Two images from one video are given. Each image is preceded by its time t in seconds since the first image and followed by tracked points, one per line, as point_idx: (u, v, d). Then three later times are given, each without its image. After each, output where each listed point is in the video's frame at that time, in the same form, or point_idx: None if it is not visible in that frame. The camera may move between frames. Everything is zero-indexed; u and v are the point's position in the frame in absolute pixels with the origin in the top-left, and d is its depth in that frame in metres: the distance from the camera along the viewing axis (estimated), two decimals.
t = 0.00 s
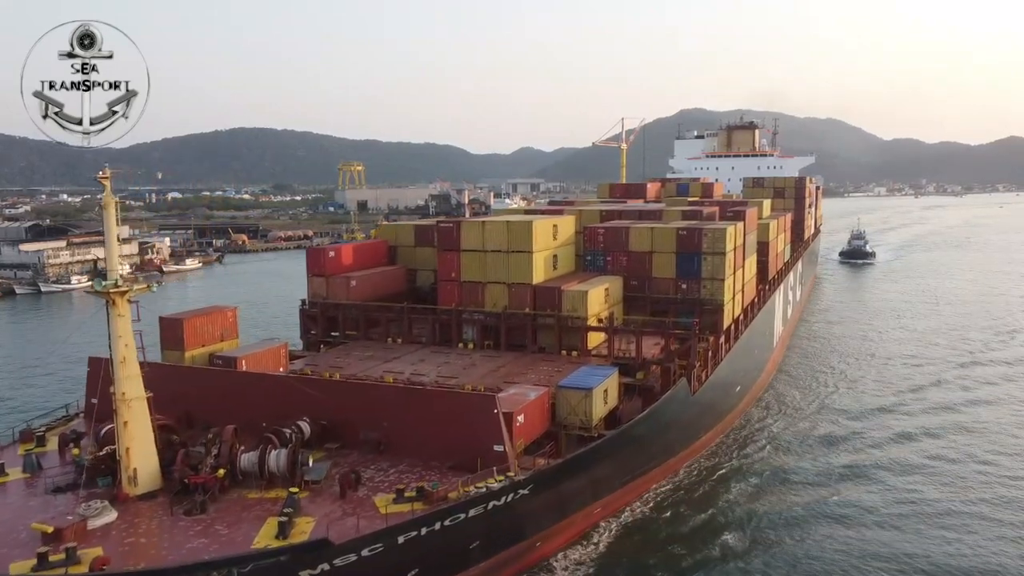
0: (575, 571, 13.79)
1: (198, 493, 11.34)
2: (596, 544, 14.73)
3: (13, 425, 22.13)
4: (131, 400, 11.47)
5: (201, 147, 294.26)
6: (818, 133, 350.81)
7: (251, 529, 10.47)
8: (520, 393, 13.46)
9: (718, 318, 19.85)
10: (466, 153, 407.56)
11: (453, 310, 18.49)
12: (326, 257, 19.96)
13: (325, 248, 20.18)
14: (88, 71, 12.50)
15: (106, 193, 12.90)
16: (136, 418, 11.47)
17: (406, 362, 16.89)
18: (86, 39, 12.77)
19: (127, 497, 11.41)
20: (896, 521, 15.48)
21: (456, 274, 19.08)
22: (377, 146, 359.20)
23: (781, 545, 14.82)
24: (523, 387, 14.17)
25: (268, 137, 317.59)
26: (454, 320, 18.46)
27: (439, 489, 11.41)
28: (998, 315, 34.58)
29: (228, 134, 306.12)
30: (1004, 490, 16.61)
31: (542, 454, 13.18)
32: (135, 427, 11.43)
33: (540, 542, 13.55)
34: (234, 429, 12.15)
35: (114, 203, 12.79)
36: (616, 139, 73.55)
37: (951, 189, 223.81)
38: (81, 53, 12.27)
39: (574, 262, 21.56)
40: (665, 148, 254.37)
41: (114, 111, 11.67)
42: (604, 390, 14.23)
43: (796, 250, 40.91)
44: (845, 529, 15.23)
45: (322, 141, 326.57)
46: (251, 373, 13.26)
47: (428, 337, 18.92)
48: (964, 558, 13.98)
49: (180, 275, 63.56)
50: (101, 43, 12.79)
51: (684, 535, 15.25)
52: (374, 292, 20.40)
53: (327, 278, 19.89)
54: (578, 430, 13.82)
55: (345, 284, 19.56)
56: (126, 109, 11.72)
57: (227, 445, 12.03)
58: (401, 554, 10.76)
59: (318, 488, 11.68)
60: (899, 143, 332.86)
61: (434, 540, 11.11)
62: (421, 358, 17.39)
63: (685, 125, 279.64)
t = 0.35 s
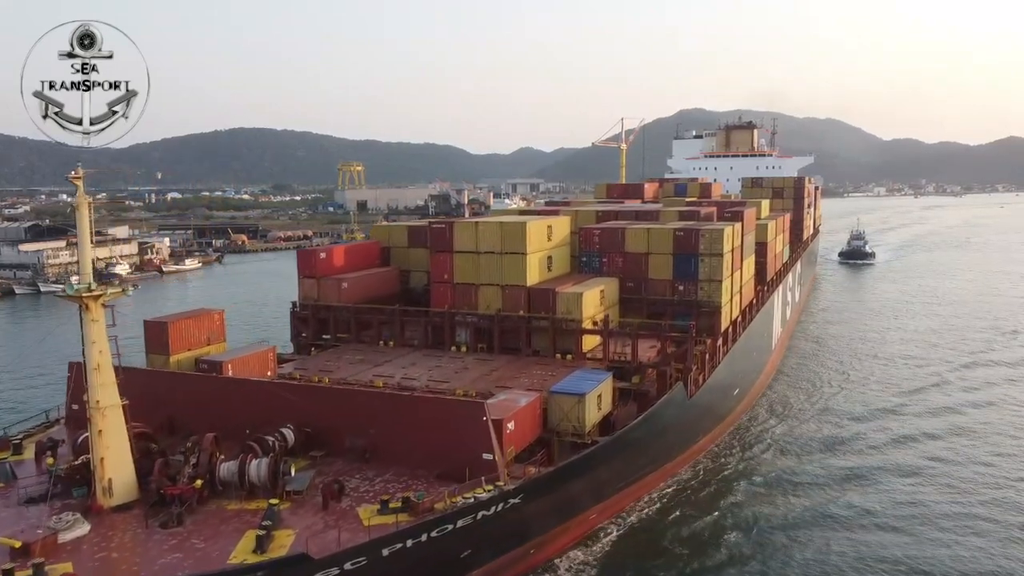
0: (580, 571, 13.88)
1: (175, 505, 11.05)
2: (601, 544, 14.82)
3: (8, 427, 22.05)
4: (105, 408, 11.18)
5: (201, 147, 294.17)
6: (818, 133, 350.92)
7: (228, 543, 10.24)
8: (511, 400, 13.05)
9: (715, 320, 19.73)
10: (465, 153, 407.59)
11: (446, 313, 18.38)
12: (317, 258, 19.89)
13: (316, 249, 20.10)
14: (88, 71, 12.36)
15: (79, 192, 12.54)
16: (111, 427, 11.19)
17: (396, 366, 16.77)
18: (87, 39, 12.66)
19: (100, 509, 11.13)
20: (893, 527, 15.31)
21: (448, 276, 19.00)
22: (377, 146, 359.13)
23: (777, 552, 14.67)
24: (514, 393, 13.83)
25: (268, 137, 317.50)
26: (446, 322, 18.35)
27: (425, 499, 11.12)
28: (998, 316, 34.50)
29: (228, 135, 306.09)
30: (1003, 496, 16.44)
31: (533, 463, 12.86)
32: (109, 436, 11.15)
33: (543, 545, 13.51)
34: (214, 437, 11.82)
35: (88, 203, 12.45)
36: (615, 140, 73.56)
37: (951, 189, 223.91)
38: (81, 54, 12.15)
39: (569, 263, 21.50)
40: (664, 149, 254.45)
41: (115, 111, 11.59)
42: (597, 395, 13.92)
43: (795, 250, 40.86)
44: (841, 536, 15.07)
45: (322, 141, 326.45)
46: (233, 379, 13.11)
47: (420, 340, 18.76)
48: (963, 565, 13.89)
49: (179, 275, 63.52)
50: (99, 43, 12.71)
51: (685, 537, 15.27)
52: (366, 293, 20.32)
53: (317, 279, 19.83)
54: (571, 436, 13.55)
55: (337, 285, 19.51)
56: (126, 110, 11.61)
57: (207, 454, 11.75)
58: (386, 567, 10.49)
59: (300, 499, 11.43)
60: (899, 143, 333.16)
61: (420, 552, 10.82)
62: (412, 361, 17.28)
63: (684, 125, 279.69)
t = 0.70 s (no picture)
0: (583, 570, 13.97)
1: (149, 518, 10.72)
2: (604, 543, 14.91)
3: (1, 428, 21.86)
4: (78, 417, 10.80)
5: (201, 146, 294.00)
6: (817, 134, 350.93)
7: (204, 558, 9.93)
8: (502, 406, 12.86)
9: (713, 322, 19.63)
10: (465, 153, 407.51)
11: (438, 316, 18.28)
12: (307, 260, 19.81)
13: (307, 251, 20.02)
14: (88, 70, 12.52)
15: (46, 192, 12.05)
16: (84, 437, 10.83)
17: (387, 371, 16.61)
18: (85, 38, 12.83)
19: (74, 521, 10.79)
20: (888, 534, 15.13)
21: (441, 278, 18.89)
22: (376, 146, 359.00)
23: (777, 559, 14.50)
24: (504, 399, 13.56)
25: (268, 137, 317.43)
26: (439, 324, 18.25)
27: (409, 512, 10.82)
28: (998, 316, 34.38)
29: (228, 135, 305.98)
30: (1001, 501, 16.27)
31: (524, 471, 12.64)
32: (82, 445, 10.79)
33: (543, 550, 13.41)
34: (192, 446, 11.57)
35: (56, 203, 11.98)
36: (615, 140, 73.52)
37: (950, 189, 224.06)
38: (81, 54, 12.41)
39: (564, 265, 21.39)
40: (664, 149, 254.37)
41: (115, 111, 12.05)
42: (589, 402, 13.68)
43: (794, 251, 40.79)
44: (836, 543, 14.87)
45: (322, 141, 326.29)
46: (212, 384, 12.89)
47: (412, 343, 18.65)
48: (965, 570, 13.73)
49: (178, 275, 63.40)
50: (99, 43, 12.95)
51: (685, 540, 15.22)
52: (358, 296, 20.21)
53: (308, 281, 19.75)
54: (563, 444, 13.34)
55: (327, 287, 19.46)
56: (126, 110, 12.06)
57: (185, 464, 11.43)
58: None
59: (280, 511, 11.19)
60: (898, 144, 333.32)
61: (405, 568, 10.49)
62: (404, 365, 17.15)
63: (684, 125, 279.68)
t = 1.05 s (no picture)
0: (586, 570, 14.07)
1: (123, 532, 10.38)
2: (607, 542, 15.04)
3: None
4: (49, 427, 10.38)
5: (201, 146, 293.83)
6: (817, 134, 350.88)
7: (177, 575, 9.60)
8: (492, 414, 12.60)
9: (710, 325, 19.52)
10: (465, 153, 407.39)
11: (431, 319, 18.18)
12: (298, 262, 19.76)
13: (298, 253, 19.97)
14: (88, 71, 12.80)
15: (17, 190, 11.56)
16: (55, 448, 10.40)
17: (377, 375, 16.44)
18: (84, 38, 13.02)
19: (44, 536, 10.38)
20: (887, 540, 14.94)
21: (433, 280, 18.80)
22: (376, 146, 358.88)
23: (776, 567, 14.30)
24: (494, 406, 13.28)
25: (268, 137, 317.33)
26: (430, 328, 18.16)
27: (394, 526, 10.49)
28: (998, 317, 34.21)
29: (228, 135, 305.83)
30: (1001, 507, 16.09)
31: (514, 482, 12.38)
32: (53, 457, 10.37)
33: (543, 554, 13.27)
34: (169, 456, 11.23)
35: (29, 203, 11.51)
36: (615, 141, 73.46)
37: (950, 189, 224.14)
38: (81, 54, 12.65)
39: (560, 266, 21.32)
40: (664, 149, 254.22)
41: (115, 110, 12.38)
42: (582, 409, 13.43)
43: (793, 252, 40.69)
44: (833, 551, 14.67)
45: (322, 141, 326.14)
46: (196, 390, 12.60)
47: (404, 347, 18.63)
48: None
49: (178, 275, 63.26)
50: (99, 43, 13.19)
51: (688, 541, 15.29)
52: (349, 298, 20.11)
53: (298, 284, 19.67)
54: (554, 451, 13.11)
55: (318, 289, 19.38)
56: (126, 109, 12.41)
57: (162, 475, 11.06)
58: None
59: (259, 525, 10.83)
60: (898, 144, 333.39)
61: None
62: (395, 369, 16.99)
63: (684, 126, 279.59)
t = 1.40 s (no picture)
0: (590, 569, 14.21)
1: (94, 547, 10.11)
2: (613, 541, 15.18)
3: None
4: (18, 438, 10.15)
5: (201, 147, 293.62)
6: (817, 134, 350.66)
7: None
8: (481, 422, 12.36)
9: (707, 328, 19.43)
10: (465, 153, 407.17)
11: (424, 322, 18.04)
12: (288, 264, 19.65)
13: (288, 255, 19.85)
14: (88, 70, 13.05)
15: None
16: (24, 460, 10.15)
17: (368, 380, 16.28)
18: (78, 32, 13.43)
19: (13, 552, 10.07)
20: (884, 548, 14.80)
21: (426, 282, 18.73)
22: (376, 146, 358.61)
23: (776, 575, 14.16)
24: (483, 414, 12.98)
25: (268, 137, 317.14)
26: (422, 331, 18.06)
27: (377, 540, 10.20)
28: (999, 318, 34.01)
29: (228, 136, 305.69)
30: (999, 513, 15.94)
31: (504, 492, 12.14)
32: (21, 469, 10.11)
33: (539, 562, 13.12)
34: (145, 467, 10.91)
35: None
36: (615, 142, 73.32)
37: (950, 188, 224.21)
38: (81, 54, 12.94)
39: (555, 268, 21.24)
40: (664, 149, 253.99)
41: (115, 110, 12.55)
42: (574, 416, 13.21)
43: (792, 253, 40.53)
44: (830, 559, 14.52)
45: (322, 142, 325.93)
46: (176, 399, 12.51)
47: (397, 350, 18.54)
48: None
49: (178, 275, 63.10)
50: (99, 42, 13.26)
51: (693, 540, 15.46)
52: (341, 301, 20.02)
53: (289, 287, 19.57)
54: (547, 459, 12.90)
55: (309, 292, 19.29)
56: (127, 110, 12.64)
57: (136, 487, 10.69)
58: None
59: (237, 540, 10.49)
60: (898, 145, 333.33)
61: None
62: (386, 374, 16.86)
63: (683, 126, 279.40)
